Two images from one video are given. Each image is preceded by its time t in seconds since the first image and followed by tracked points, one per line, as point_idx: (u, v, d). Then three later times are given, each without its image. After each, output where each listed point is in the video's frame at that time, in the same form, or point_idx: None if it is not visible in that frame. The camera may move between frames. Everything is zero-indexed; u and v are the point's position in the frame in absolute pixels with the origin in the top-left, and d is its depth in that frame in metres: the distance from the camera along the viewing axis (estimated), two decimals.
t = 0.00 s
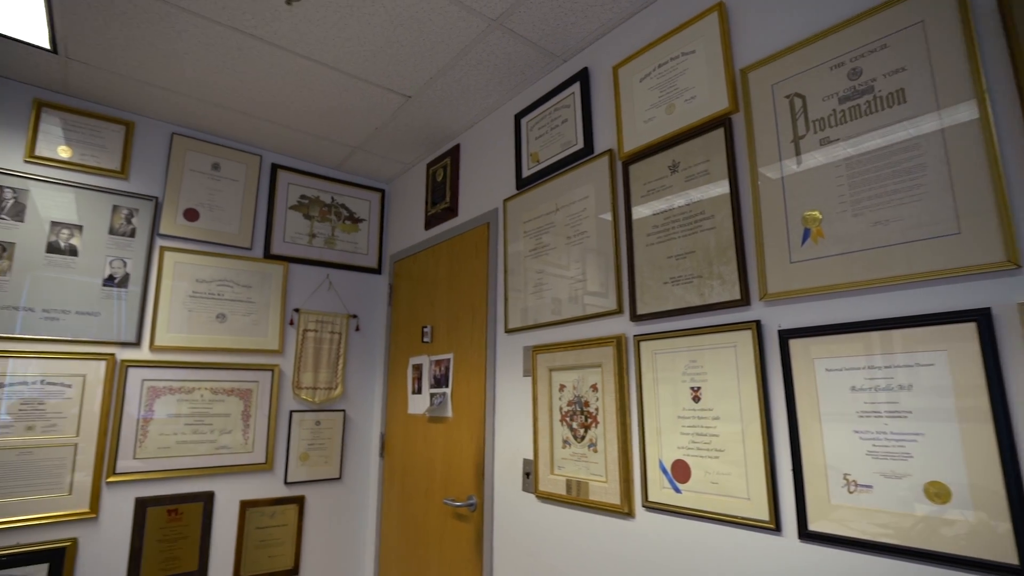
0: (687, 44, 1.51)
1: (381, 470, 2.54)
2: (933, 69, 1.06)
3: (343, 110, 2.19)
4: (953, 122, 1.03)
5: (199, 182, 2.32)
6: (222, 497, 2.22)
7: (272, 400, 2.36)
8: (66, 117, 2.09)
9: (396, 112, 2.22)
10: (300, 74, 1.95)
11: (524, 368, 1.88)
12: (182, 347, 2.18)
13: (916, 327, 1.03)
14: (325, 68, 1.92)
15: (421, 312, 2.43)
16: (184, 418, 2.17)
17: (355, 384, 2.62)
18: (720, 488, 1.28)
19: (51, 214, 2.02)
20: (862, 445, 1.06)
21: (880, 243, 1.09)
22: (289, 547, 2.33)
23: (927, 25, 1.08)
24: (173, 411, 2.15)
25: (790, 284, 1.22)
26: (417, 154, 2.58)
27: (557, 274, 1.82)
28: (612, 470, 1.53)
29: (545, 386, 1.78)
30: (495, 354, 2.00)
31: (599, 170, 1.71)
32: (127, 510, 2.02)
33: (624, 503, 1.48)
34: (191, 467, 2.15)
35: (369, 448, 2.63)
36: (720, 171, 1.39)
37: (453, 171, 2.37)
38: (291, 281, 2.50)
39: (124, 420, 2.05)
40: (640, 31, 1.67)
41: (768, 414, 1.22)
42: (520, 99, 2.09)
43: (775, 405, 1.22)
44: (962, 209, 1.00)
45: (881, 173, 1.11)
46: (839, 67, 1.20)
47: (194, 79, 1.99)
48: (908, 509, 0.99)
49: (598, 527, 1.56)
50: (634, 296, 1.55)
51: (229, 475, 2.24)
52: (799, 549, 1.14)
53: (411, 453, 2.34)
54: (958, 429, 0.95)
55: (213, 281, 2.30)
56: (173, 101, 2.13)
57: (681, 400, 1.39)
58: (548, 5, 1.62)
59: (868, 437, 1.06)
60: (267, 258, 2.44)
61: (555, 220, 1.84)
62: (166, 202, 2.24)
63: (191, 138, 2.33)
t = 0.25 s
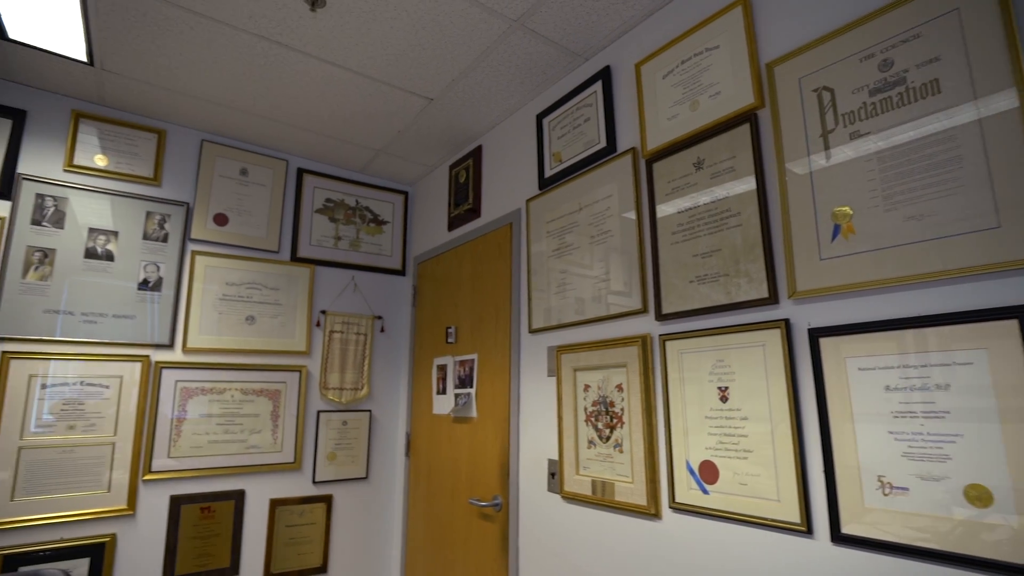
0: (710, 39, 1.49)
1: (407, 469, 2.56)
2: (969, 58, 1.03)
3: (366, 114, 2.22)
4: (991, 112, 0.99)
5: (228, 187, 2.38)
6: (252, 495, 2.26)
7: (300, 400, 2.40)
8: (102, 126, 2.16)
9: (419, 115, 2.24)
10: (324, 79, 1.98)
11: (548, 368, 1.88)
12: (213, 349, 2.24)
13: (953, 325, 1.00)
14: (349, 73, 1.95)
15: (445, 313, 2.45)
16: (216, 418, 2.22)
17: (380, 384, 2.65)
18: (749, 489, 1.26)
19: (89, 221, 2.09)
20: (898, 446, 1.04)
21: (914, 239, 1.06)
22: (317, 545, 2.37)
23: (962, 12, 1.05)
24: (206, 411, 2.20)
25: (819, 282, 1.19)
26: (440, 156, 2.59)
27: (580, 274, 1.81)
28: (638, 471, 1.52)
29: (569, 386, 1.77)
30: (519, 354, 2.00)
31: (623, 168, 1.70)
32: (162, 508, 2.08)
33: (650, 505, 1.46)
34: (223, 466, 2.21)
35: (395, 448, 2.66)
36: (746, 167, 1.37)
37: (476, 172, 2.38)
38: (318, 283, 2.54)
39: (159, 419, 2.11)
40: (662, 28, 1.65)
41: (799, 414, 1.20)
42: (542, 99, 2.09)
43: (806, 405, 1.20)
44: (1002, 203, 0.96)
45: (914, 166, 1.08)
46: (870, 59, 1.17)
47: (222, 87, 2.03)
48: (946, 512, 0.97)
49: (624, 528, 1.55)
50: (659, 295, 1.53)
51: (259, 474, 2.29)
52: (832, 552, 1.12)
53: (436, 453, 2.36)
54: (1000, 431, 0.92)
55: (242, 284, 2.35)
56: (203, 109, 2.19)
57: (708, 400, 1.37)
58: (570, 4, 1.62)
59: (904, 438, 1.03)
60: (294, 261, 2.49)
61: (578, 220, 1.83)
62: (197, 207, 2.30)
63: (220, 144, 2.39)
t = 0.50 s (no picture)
0: (733, 34, 1.47)
1: (431, 469, 2.58)
2: (1004, 47, 1.00)
3: (387, 117, 2.24)
4: None
5: (254, 192, 2.42)
6: (279, 494, 2.30)
7: (325, 400, 2.43)
8: (133, 134, 2.21)
9: (439, 117, 2.25)
10: (346, 83, 2.01)
11: (570, 368, 1.87)
12: (241, 350, 2.28)
13: (990, 323, 0.97)
14: (370, 77, 1.97)
15: (466, 313, 2.46)
16: (244, 418, 2.27)
17: (403, 385, 2.67)
18: (777, 491, 1.24)
19: (121, 226, 2.15)
20: (932, 447, 1.01)
21: (947, 234, 1.03)
22: (343, 544, 2.40)
23: None
24: (234, 412, 2.25)
25: (848, 279, 1.17)
26: (460, 157, 2.61)
27: (602, 273, 1.80)
28: (662, 472, 1.51)
29: (592, 386, 1.77)
30: (541, 354, 2.00)
31: (644, 167, 1.69)
32: (193, 505, 2.13)
33: (675, 506, 1.45)
34: (251, 465, 2.25)
35: (418, 448, 2.68)
36: (770, 164, 1.35)
37: (496, 173, 2.39)
38: (341, 285, 2.58)
39: (189, 419, 2.16)
40: (683, 24, 1.63)
41: (828, 414, 1.17)
42: (562, 99, 2.08)
43: (835, 405, 1.17)
44: None
45: (947, 160, 1.05)
46: (899, 50, 1.14)
47: (247, 94, 2.07)
48: (983, 516, 0.94)
49: (649, 529, 1.54)
50: (682, 294, 1.52)
51: (286, 473, 2.33)
52: (863, 555, 1.09)
53: (459, 452, 2.37)
54: None
55: (268, 286, 2.39)
56: (228, 115, 2.23)
57: (734, 400, 1.36)
58: (589, 2, 1.61)
59: (938, 439, 1.00)
60: (318, 263, 2.52)
61: (600, 219, 1.82)
62: (224, 212, 2.35)
63: (246, 150, 2.44)
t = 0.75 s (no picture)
0: (756, 29, 1.45)
1: (454, 469, 2.59)
2: None
3: (408, 119, 2.26)
4: None
5: (278, 195, 2.47)
6: (306, 493, 2.34)
7: (349, 401, 2.46)
8: (162, 141, 2.27)
9: (459, 119, 2.26)
10: (367, 87, 2.03)
11: (593, 368, 1.87)
12: (267, 351, 2.32)
13: None
14: (390, 80, 1.99)
15: (488, 314, 2.46)
16: (271, 418, 2.31)
17: (426, 385, 2.69)
18: (805, 492, 1.22)
19: (151, 231, 2.20)
20: (968, 449, 0.98)
21: (982, 229, 1.00)
22: (367, 543, 2.42)
23: None
24: (261, 412, 2.29)
25: (878, 276, 1.14)
26: (481, 158, 2.61)
27: (624, 273, 1.79)
28: (687, 472, 1.49)
29: (615, 386, 1.76)
30: (564, 354, 2.00)
31: (666, 164, 1.67)
32: (222, 504, 2.17)
33: (701, 507, 1.43)
34: (278, 464, 2.29)
35: (441, 448, 2.69)
36: (796, 159, 1.32)
37: (516, 174, 2.39)
38: (364, 286, 2.61)
39: (218, 419, 2.20)
40: (705, 19, 1.61)
41: (858, 415, 1.15)
42: (582, 98, 2.07)
43: (865, 405, 1.15)
44: None
45: (981, 152, 1.02)
46: (929, 40, 1.11)
47: (271, 100, 2.11)
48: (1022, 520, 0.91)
49: (674, 531, 1.52)
50: (706, 292, 1.50)
51: (312, 472, 2.36)
52: (896, 559, 1.07)
53: (481, 453, 2.38)
54: None
55: (293, 288, 2.43)
56: (253, 121, 2.27)
57: (760, 400, 1.34)
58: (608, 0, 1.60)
59: (975, 440, 0.97)
60: (341, 265, 2.56)
61: (621, 218, 1.81)
62: (250, 216, 2.39)
63: (270, 154, 2.48)
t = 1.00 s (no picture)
0: (780, 22, 1.42)
1: (478, 469, 2.60)
2: None
3: (430, 122, 2.27)
4: None
5: (303, 199, 2.51)
6: (332, 492, 2.37)
7: (374, 401, 2.49)
8: (191, 148, 2.33)
9: (480, 120, 2.27)
10: (389, 91, 2.05)
11: (617, 368, 1.86)
12: (294, 352, 2.37)
13: None
14: (412, 83, 2.00)
15: (511, 314, 2.47)
16: (298, 418, 2.35)
17: (449, 386, 2.71)
18: (837, 494, 1.19)
19: (182, 236, 2.26)
20: (1008, 451, 0.95)
21: (1021, 224, 0.97)
22: (393, 542, 2.45)
23: None
24: (289, 412, 2.33)
25: (910, 273, 1.11)
26: (502, 159, 2.62)
27: (647, 272, 1.78)
28: (714, 473, 1.47)
29: (639, 387, 1.74)
30: (587, 354, 1.99)
31: (689, 162, 1.66)
32: (252, 502, 2.21)
33: (728, 509, 1.41)
34: (305, 464, 2.32)
35: (465, 448, 2.71)
36: (823, 154, 1.29)
37: (538, 174, 2.39)
38: (388, 288, 2.63)
39: (247, 419, 2.25)
40: (728, 14, 1.59)
41: (891, 415, 1.12)
42: (603, 96, 2.06)
43: (898, 405, 1.12)
44: None
45: (1019, 143, 0.98)
46: (963, 29, 1.08)
47: (296, 105, 2.15)
48: None
49: (700, 532, 1.51)
50: (731, 291, 1.48)
51: (338, 472, 2.39)
52: (932, 564, 1.04)
53: (505, 453, 2.39)
54: None
55: (318, 291, 2.47)
56: (278, 126, 2.32)
57: (788, 400, 1.31)
58: None
59: (1016, 442, 0.94)
60: (365, 267, 2.59)
61: (644, 217, 1.80)
62: (276, 220, 2.43)
63: (295, 159, 2.52)
